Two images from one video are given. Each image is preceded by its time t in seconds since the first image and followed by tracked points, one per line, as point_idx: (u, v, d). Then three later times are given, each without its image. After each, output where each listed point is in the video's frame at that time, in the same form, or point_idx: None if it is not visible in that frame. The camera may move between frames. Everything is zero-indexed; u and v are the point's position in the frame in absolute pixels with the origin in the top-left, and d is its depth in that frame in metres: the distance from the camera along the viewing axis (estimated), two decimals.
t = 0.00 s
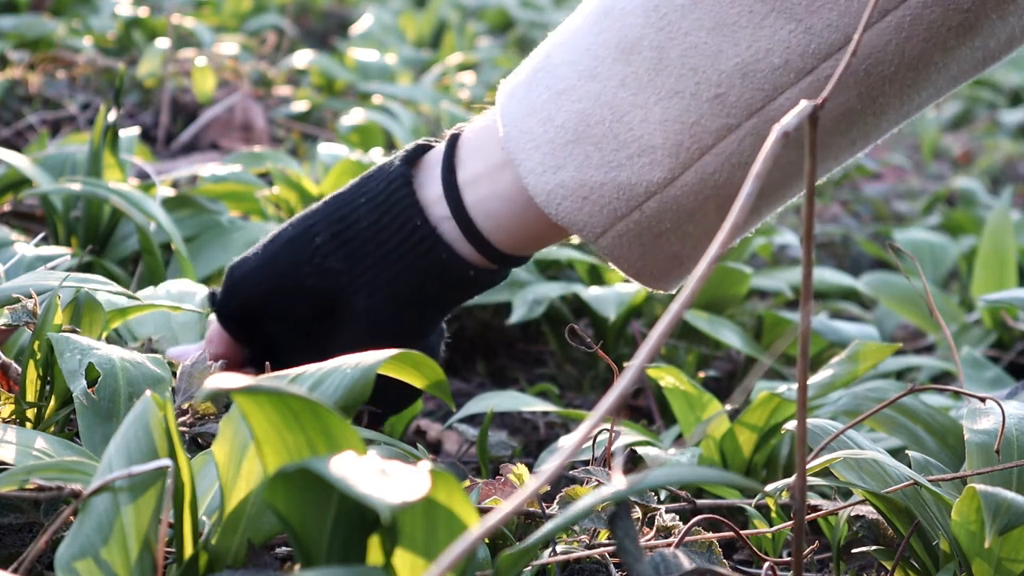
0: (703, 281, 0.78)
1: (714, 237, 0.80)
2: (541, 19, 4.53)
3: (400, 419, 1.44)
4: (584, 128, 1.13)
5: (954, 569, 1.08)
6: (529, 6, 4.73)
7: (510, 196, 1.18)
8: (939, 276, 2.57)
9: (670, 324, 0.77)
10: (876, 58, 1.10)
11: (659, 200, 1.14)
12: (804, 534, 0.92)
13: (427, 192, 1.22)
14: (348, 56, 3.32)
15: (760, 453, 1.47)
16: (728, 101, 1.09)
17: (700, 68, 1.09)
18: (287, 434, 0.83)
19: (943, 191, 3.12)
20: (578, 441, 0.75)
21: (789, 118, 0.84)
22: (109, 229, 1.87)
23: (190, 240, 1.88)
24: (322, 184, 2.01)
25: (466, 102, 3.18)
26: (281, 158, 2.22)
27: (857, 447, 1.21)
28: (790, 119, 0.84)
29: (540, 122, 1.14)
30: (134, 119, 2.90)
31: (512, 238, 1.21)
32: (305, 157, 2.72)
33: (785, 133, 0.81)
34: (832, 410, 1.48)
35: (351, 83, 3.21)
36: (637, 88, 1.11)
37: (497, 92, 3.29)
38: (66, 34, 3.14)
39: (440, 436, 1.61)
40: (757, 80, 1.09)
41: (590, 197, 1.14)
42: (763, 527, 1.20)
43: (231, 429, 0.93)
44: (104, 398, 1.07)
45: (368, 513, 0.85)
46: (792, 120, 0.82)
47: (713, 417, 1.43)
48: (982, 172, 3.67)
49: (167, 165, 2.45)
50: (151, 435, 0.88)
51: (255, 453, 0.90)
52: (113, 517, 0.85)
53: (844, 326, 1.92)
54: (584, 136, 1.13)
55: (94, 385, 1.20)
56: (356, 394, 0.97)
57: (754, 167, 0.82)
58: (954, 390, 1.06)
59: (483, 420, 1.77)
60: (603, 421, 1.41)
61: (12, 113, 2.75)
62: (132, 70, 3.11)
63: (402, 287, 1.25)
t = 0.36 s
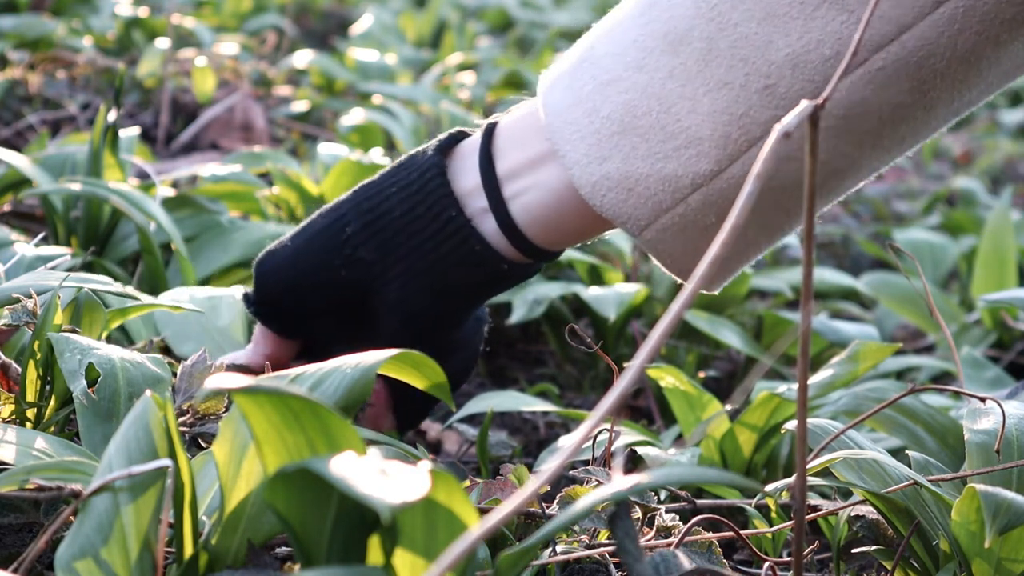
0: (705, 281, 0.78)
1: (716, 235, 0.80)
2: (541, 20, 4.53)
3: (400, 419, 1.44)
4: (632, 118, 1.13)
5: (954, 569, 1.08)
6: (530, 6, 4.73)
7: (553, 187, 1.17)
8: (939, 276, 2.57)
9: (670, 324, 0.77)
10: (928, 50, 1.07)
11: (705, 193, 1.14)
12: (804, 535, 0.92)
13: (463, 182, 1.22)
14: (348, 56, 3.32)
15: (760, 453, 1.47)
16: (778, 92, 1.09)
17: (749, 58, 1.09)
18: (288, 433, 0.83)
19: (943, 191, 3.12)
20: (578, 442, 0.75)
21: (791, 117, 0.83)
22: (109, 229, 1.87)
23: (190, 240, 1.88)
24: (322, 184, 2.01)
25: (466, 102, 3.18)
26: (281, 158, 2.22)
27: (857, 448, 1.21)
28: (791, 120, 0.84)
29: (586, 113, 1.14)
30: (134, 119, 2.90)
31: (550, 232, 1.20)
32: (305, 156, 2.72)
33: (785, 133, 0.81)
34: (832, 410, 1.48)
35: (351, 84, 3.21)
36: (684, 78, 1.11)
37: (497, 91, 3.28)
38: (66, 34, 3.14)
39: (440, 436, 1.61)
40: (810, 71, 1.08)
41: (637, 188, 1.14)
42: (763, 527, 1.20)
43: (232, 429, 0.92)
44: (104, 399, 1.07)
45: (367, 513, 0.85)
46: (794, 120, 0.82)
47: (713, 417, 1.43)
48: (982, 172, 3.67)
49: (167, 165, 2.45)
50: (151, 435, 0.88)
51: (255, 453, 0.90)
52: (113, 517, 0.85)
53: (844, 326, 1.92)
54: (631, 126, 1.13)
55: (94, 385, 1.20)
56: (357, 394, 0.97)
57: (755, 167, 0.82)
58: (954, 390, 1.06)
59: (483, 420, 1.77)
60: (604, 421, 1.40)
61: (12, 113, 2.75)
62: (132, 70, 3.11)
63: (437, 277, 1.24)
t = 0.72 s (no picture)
0: (705, 281, 0.78)
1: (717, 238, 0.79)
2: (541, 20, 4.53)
3: (400, 419, 1.44)
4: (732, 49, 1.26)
5: (954, 569, 1.08)
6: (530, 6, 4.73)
7: (668, 86, 1.32)
8: (939, 276, 2.57)
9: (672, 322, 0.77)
10: (973, 77, 1.10)
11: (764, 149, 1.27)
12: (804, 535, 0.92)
13: (582, 59, 1.39)
14: (348, 56, 3.32)
15: (760, 453, 1.47)
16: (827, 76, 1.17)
17: (822, 30, 1.18)
18: (288, 433, 0.83)
19: (943, 191, 3.12)
20: (579, 441, 0.75)
21: (790, 117, 0.83)
22: (109, 229, 1.87)
23: (191, 240, 1.89)
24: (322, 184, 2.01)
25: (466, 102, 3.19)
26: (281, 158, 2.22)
27: (857, 448, 1.21)
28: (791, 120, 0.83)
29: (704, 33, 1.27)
30: (134, 119, 2.90)
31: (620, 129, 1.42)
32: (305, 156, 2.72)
33: (787, 132, 0.80)
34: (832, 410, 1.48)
35: (351, 84, 3.22)
36: (778, 34, 1.20)
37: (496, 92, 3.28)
38: (66, 34, 3.14)
39: (441, 436, 1.60)
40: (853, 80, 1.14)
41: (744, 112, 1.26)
42: (763, 527, 1.20)
43: (232, 429, 0.92)
44: (103, 399, 1.07)
45: (368, 514, 0.85)
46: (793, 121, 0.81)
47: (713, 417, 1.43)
48: (982, 172, 3.67)
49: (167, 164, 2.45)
50: (151, 435, 0.88)
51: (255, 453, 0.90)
52: (113, 517, 0.85)
53: (844, 326, 1.92)
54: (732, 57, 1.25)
55: (93, 385, 1.20)
56: (357, 394, 0.97)
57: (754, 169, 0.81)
58: (954, 390, 1.06)
59: (483, 420, 1.77)
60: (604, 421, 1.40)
61: (12, 113, 2.75)
62: (132, 70, 3.11)
63: (489, 199, 1.52)
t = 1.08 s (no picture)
0: (709, 282, 0.78)
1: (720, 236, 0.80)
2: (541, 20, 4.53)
3: (399, 419, 1.44)
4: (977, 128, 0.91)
5: (954, 569, 1.08)
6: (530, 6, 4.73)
7: None
8: (939, 276, 2.57)
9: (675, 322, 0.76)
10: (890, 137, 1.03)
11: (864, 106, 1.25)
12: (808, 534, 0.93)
13: None
14: (348, 56, 3.32)
15: (760, 454, 1.47)
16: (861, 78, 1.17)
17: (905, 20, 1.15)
18: (287, 433, 0.83)
19: (943, 191, 3.12)
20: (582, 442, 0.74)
21: (791, 117, 0.83)
22: (109, 229, 1.87)
23: (191, 240, 1.89)
24: (322, 184, 2.01)
25: (466, 103, 3.18)
26: (281, 158, 2.22)
27: (856, 448, 1.21)
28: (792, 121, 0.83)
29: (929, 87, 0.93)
30: (134, 119, 2.90)
31: None
32: (305, 156, 2.72)
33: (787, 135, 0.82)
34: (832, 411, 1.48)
35: (351, 84, 3.21)
36: None
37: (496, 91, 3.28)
38: (66, 34, 3.14)
39: (441, 436, 1.60)
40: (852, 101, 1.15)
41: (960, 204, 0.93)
42: (763, 527, 1.20)
43: (232, 430, 0.93)
44: (103, 399, 1.07)
45: (368, 513, 0.85)
46: (794, 122, 0.82)
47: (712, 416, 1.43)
48: (982, 172, 3.67)
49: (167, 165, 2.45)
50: (151, 435, 0.88)
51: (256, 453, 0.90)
52: (113, 517, 0.85)
53: (844, 326, 1.92)
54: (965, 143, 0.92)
55: (93, 386, 1.20)
56: (357, 394, 0.97)
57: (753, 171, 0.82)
58: (954, 389, 1.07)
59: (483, 420, 1.77)
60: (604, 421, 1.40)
61: (11, 113, 2.75)
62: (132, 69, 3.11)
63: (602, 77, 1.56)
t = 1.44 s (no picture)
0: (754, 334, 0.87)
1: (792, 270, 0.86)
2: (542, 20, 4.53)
3: (399, 419, 1.44)
4: (1021, 112, 0.88)
5: (954, 569, 1.08)
6: (530, 6, 4.73)
7: None
8: (939, 276, 2.57)
9: (728, 367, 0.82)
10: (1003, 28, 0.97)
11: None
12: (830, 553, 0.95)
13: None
14: (348, 56, 3.31)
15: (760, 453, 1.48)
16: None
17: None
18: (288, 433, 0.83)
19: (943, 191, 3.11)
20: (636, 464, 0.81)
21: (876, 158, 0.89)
22: (109, 229, 1.87)
23: (191, 239, 1.89)
24: (322, 184, 2.00)
25: (466, 103, 3.18)
26: (281, 158, 2.22)
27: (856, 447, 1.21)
28: (877, 160, 0.90)
29: (957, 67, 0.93)
30: (134, 119, 2.90)
31: None
32: (305, 156, 2.72)
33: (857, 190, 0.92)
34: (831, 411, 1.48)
35: (351, 84, 3.21)
36: None
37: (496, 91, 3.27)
38: (66, 34, 3.14)
39: (441, 436, 1.60)
40: None
41: None
42: (763, 527, 1.20)
43: (232, 430, 0.93)
44: (103, 399, 1.07)
45: (368, 513, 0.85)
46: (874, 162, 0.88)
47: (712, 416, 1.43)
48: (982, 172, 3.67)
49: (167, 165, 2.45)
50: (151, 435, 0.88)
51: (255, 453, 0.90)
52: (113, 517, 0.85)
53: (844, 326, 1.91)
54: (1007, 123, 0.88)
55: (93, 386, 1.20)
56: (357, 394, 0.97)
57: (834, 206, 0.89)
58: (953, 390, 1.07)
59: (484, 420, 1.77)
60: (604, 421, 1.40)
61: (11, 113, 2.76)
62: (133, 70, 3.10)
63: None
